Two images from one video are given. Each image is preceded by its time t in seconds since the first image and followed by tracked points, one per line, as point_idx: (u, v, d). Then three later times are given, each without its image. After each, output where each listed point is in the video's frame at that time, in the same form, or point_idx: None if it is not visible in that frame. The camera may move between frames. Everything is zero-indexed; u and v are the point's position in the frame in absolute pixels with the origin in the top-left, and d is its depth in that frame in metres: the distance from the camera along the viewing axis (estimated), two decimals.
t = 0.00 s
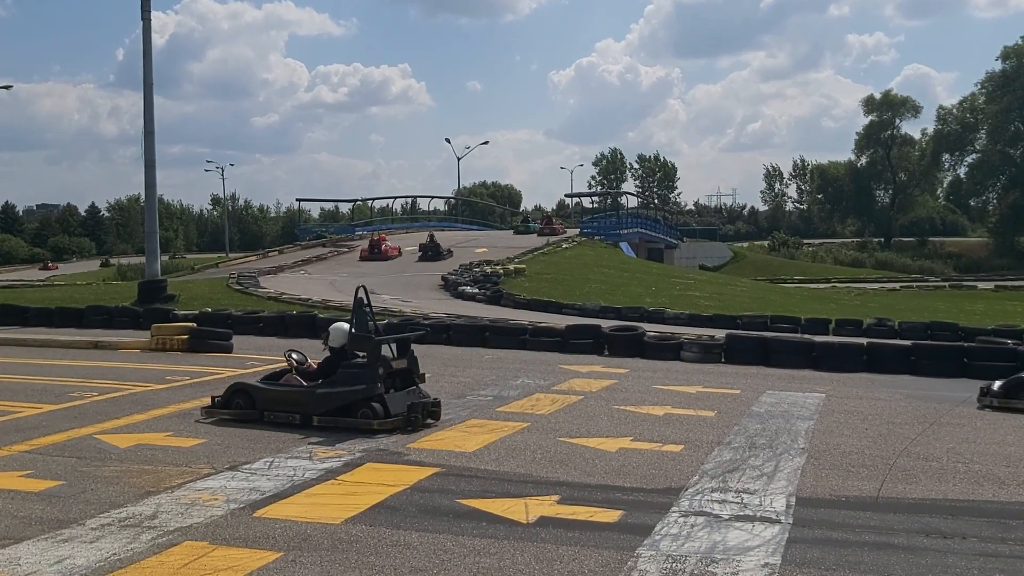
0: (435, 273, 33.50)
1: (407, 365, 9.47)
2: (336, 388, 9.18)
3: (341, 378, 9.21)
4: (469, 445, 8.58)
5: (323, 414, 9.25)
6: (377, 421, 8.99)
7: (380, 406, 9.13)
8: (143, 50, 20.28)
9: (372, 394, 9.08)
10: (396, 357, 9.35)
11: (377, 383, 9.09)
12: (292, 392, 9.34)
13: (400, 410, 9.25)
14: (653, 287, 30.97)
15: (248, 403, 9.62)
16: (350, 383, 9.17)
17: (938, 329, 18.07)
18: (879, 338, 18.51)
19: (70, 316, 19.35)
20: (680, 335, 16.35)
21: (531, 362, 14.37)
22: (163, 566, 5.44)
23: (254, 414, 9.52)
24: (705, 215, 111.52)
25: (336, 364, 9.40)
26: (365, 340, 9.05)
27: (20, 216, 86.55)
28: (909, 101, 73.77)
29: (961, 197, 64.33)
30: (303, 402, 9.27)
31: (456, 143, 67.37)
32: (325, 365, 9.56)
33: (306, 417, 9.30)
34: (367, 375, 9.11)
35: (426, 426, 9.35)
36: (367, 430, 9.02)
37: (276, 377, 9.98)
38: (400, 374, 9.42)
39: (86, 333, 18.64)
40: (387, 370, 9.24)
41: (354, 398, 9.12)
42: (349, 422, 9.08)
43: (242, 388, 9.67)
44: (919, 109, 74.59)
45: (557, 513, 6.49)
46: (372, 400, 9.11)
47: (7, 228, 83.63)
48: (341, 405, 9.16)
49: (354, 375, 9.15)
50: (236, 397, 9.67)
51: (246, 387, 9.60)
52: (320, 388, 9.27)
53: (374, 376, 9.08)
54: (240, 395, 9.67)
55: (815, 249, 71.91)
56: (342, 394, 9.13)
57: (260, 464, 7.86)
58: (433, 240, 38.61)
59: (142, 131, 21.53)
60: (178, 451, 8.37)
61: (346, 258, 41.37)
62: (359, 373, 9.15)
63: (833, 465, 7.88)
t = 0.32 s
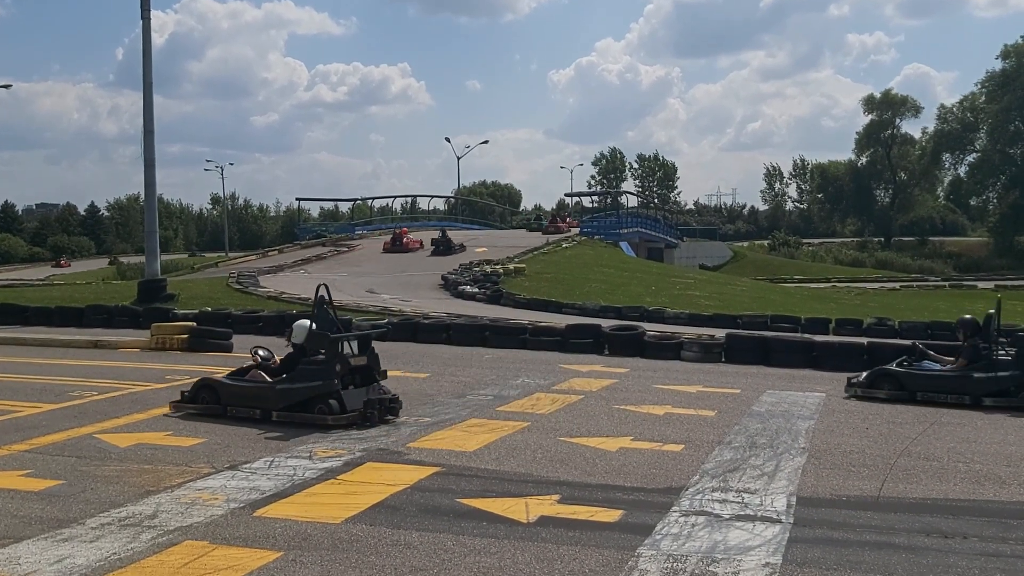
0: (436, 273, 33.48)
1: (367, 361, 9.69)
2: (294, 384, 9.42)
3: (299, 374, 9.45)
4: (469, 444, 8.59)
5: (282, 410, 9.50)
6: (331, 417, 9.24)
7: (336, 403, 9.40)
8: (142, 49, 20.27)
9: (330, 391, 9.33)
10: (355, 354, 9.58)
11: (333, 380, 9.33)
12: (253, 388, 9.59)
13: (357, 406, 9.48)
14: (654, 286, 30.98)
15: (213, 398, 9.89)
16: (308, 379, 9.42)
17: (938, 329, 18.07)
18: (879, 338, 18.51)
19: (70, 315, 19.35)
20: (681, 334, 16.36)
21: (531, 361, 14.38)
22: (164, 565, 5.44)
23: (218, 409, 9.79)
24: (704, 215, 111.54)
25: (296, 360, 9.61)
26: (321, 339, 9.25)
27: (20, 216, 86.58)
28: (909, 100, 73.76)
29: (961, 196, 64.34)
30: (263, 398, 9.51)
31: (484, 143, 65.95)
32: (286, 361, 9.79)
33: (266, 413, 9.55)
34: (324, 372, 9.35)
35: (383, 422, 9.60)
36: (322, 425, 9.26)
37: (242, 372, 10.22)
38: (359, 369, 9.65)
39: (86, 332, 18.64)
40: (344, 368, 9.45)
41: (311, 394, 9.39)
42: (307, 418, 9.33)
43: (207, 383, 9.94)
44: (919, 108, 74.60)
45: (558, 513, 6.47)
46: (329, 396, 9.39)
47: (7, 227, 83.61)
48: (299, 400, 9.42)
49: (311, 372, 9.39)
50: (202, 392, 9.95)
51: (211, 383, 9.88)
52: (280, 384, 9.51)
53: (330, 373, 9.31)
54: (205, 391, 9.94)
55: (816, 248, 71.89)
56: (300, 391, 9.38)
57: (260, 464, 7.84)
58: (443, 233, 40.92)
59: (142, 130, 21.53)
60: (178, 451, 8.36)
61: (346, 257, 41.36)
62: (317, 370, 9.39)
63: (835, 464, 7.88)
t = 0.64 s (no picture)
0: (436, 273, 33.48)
1: (333, 359, 9.83)
2: (260, 380, 9.62)
3: (265, 371, 9.65)
4: (469, 443, 8.61)
5: (248, 405, 9.71)
6: (293, 414, 9.40)
7: (299, 399, 9.53)
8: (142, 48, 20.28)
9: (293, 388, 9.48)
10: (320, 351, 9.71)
11: (297, 376, 9.48)
12: (221, 383, 9.82)
13: (320, 403, 9.62)
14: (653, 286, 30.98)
15: (186, 393, 10.16)
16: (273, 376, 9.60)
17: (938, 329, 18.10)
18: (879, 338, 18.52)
19: (70, 315, 19.36)
20: (680, 334, 16.38)
21: (530, 361, 14.39)
22: (164, 565, 5.44)
23: (190, 403, 10.06)
24: (704, 215, 111.57)
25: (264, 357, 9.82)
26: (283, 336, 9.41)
27: (20, 216, 86.59)
28: (909, 100, 73.81)
29: (961, 196, 64.38)
30: (231, 393, 9.74)
31: (487, 142, 67.28)
32: (255, 358, 10.00)
33: (234, 408, 9.77)
34: (287, 368, 9.51)
35: (347, 418, 9.72)
36: (285, 421, 9.42)
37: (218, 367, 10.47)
38: (325, 366, 9.79)
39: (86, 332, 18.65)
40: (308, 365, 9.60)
41: (274, 391, 9.52)
42: (271, 414, 9.52)
43: (181, 379, 10.22)
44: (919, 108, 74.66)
45: (558, 513, 6.48)
46: (292, 393, 9.52)
47: (7, 227, 83.65)
48: (263, 397, 9.59)
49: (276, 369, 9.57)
50: (177, 387, 10.22)
51: (184, 378, 10.15)
52: (247, 381, 9.72)
53: (293, 369, 9.48)
54: (179, 386, 10.21)
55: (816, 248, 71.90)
56: (264, 387, 9.56)
57: (261, 463, 7.84)
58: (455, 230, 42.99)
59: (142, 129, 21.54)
60: (178, 450, 8.37)
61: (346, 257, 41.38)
62: (281, 367, 9.55)
63: (834, 464, 7.89)
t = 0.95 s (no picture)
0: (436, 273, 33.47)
1: (297, 356, 10.12)
2: (225, 376, 9.91)
3: (229, 367, 9.94)
4: (469, 443, 8.63)
5: (214, 401, 9.99)
6: (254, 409, 9.66)
7: (262, 395, 9.80)
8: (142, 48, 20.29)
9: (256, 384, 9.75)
10: (285, 349, 9.99)
11: (259, 373, 9.76)
12: (189, 379, 10.13)
13: (282, 399, 9.86)
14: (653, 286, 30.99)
15: (158, 388, 10.51)
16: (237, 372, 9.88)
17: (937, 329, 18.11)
18: (879, 338, 18.53)
19: (70, 315, 19.36)
20: (680, 334, 16.37)
21: (529, 361, 14.40)
22: (165, 565, 5.44)
23: (162, 398, 10.39)
24: (704, 215, 111.57)
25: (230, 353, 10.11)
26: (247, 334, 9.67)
27: (20, 216, 86.54)
28: (909, 101, 73.86)
29: (961, 197, 64.43)
30: (197, 389, 10.04)
31: (487, 141, 67.22)
32: (223, 355, 10.29)
33: (201, 403, 10.07)
34: (251, 365, 9.79)
35: (309, 414, 9.97)
36: (247, 416, 9.68)
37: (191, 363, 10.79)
38: (290, 363, 10.09)
39: (86, 332, 18.65)
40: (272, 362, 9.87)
41: (238, 386, 9.82)
42: (234, 409, 9.79)
43: (154, 374, 10.57)
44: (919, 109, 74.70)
45: (558, 513, 6.49)
46: (254, 389, 9.80)
47: (7, 227, 83.61)
48: (228, 392, 9.87)
49: (240, 365, 9.85)
50: (150, 382, 10.56)
51: (157, 373, 10.49)
52: (213, 376, 10.01)
53: (256, 366, 9.76)
54: (152, 381, 10.55)
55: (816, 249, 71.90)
56: (228, 383, 9.84)
57: (261, 463, 7.85)
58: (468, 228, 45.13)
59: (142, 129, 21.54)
60: (178, 450, 8.37)
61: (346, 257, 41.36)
62: (245, 364, 9.83)
63: (835, 465, 7.89)
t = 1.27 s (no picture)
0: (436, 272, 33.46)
1: (266, 353, 10.37)
2: (193, 370, 10.12)
3: (197, 362, 10.16)
4: (469, 442, 8.63)
5: (182, 395, 10.17)
6: (221, 403, 9.81)
7: (229, 390, 9.99)
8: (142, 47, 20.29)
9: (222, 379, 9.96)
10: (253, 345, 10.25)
11: (227, 368, 9.98)
12: (158, 373, 10.33)
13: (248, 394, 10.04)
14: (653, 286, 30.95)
15: (132, 383, 10.73)
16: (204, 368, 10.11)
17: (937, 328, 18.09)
18: (880, 337, 18.51)
19: (69, 314, 19.35)
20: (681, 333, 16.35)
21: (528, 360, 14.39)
22: (166, 564, 5.44)
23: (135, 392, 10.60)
24: (704, 214, 111.50)
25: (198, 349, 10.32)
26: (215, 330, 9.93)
27: (20, 216, 86.48)
28: (909, 100, 73.80)
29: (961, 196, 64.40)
30: (166, 382, 10.23)
31: (488, 141, 67.07)
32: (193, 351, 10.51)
33: (170, 397, 10.26)
34: (218, 360, 10.02)
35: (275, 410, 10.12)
36: (214, 410, 9.84)
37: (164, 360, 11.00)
38: (258, 360, 10.34)
39: (86, 331, 18.63)
40: (240, 358, 10.12)
41: (205, 381, 10.02)
42: (201, 403, 9.96)
43: (128, 369, 10.80)
44: (919, 108, 74.66)
45: (560, 513, 6.48)
46: (222, 384, 9.99)
47: (7, 227, 83.55)
48: (197, 387, 10.06)
49: (208, 361, 10.08)
50: (125, 377, 10.78)
51: (131, 368, 10.72)
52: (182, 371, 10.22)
53: (222, 361, 10.00)
54: (126, 375, 10.78)
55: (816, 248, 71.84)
56: (195, 377, 10.03)
57: (262, 463, 7.85)
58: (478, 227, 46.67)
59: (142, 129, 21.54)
60: (178, 450, 8.37)
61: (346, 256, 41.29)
62: (213, 359, 10.05)
63: (835, 464, 7.90)
